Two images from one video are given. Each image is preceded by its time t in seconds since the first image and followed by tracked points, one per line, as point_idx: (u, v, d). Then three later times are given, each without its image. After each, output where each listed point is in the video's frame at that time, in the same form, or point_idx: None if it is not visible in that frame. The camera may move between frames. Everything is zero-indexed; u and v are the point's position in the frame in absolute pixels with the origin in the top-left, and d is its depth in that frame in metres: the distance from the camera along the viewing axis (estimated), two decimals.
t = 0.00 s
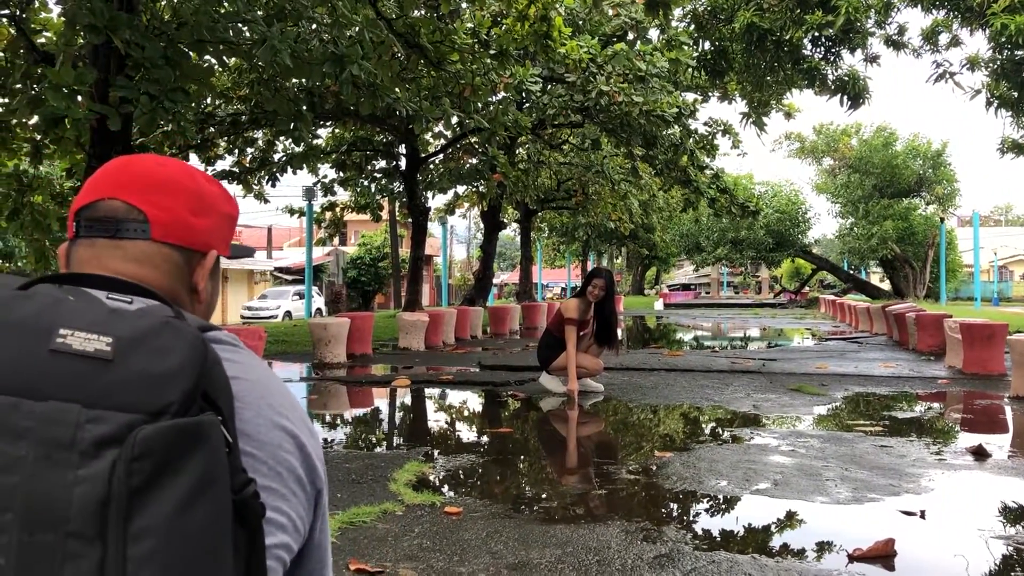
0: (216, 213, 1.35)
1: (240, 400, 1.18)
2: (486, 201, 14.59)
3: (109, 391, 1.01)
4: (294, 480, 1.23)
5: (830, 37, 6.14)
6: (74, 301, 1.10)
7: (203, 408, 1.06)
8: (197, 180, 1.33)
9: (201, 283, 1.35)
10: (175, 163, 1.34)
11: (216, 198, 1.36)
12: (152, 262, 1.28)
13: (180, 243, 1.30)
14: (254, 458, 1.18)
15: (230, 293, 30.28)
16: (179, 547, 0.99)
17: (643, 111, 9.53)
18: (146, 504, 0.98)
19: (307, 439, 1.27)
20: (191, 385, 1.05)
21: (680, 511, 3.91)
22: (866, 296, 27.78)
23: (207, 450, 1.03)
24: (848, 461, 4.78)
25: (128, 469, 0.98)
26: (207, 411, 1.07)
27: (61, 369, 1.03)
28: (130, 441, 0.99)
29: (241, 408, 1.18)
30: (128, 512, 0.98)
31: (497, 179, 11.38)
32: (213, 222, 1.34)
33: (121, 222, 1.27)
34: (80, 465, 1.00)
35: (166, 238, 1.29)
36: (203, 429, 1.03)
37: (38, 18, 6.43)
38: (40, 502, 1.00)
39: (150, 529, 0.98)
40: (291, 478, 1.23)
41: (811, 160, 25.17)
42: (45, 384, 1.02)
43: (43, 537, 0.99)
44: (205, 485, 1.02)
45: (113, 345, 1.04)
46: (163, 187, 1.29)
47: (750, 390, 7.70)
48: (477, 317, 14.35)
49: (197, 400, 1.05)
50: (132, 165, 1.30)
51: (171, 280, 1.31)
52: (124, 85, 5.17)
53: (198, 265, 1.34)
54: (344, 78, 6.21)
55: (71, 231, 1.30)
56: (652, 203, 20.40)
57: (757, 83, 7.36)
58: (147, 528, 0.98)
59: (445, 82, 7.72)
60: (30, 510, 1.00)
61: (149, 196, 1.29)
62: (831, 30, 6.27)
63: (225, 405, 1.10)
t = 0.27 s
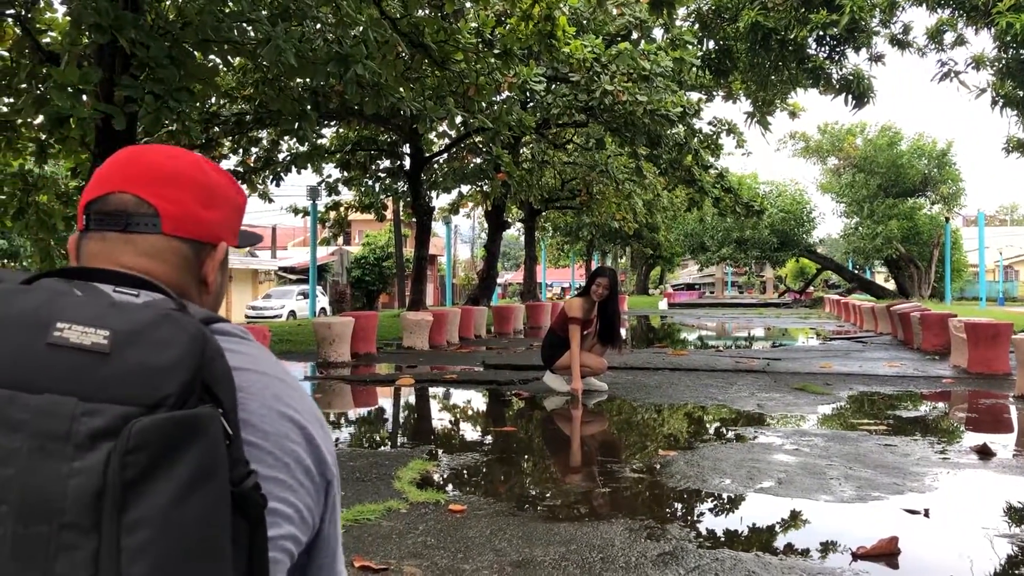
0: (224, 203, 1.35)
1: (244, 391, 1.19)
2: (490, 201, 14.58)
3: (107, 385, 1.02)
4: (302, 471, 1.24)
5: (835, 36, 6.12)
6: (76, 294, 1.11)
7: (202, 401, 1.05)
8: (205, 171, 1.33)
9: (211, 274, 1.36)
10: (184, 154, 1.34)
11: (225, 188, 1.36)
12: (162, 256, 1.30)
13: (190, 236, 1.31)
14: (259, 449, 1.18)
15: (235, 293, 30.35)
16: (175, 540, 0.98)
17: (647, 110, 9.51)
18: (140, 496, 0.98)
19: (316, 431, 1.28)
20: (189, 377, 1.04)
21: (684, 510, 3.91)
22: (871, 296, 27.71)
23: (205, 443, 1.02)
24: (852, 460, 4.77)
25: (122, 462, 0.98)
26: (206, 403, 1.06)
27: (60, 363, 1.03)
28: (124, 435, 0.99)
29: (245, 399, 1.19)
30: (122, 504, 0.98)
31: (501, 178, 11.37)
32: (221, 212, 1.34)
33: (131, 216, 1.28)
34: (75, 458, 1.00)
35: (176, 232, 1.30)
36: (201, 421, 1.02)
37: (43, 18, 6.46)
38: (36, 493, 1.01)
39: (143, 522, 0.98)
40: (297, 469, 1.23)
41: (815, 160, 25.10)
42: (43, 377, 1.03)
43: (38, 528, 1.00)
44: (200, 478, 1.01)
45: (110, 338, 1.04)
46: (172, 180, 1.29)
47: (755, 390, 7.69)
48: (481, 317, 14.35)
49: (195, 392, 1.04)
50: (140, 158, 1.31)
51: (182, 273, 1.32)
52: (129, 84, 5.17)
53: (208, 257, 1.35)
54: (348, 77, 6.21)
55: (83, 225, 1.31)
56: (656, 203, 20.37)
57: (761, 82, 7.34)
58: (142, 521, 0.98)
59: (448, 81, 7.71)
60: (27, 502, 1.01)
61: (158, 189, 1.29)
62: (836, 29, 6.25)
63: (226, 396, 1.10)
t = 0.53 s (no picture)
0: (214, 181, 1.34)
1: (217, 379, 1.20)
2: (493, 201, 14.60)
3: (47, 392, 1.02)
4: (287, 455, 1.24)
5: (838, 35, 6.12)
6: (20, 299, 1.11)
7: (148, 401, 1.05)
8: (193, 148, 1.32)
9: (204, 252, 1.36)
10: (169, 130, 1.32)
11: (213, 163, 1.35)
12: (153, 239, 1.30)
13: (181, 217, 1.31)
14: (232, 438, 1.19)
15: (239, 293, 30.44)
16: (115, 548, 0.99)
17: (651, 110, 9.52)
18: (78, 508, 0.99)
19: (308, 412, 1.27)
20: (130, 381, 1.03)
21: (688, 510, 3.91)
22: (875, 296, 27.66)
23: (147, 447, 1.02)
24: (855, 460, 4.77)
25: (56, 475, 0.98)
26: (152, 403, 1.05)
27: None
28: (57, 447, 0.99)
29: (216, 387, 1.19)
30: (58, 517, 0.99)
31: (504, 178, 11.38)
32: (211, 191, 1.34)
33: (119, 200, 1.28)
34: (8, 471, 1.00)
35: (166, 214, 1.30)
36: (142, 426, 1.02)
37: (48, 18, 6.47)
38: None
39: (84, 531, 0.98)
40: (279, 455, 1.23)
41: (819, 160, 25.07)
42: None
43: None
44: (146, 483, 1.01)
45: (47, 346, 1.04)
46: (160, 161, 1.28)
47: (758, 390, 7.68)
48: (484, 317, 14.35)
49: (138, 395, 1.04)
50: (125, 138, 1.29)
51: (175, 254, 1.33)
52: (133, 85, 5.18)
53: (200, 236, 1.35)
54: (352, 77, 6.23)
55: (70, 207, 1.31)
56: (660, 203, 20.37)
57: (765, 82, 7.33)
58: (80, 533, 0.98)
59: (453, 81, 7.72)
60: None
61: (146, 171, 1.28)
62: (840, 29, 6.24)
63: (176, 395, 1.10)
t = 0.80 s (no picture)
0: (203, 168, 1.31)
1: (193, 375, 1.19)
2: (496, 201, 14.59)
3: (5, 406, 0.97)
4: (272, 447, 1.24)
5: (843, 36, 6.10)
6: None
7: (113, 410, 1.02)
8: (181, 133, 1.28)
9: (195, 241, 1.33)
10: (156, 116, 1.28)
11: (202, 149, 1.31)
12: (141, 230, 1.26)
13: (169, 206, 1.27)
14: (213, 435, 1.19)
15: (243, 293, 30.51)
16: (83, 563, 0.96)
17: (654, 110, 9.52)
18: (40, 525, 0.95)
19: (294, 402, 1.25)
20: (95, 389, 1.00)
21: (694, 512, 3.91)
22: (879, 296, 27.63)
23: (114, 457, 0.99)
24: (860, 462, 4.77)
25: (15, 493, 0.94)
26: (118, 410, 1.02)
27: None
28: (15, 463, 0.94)
29: (193, 384, 1.19)
30: (20, 537, 0.94)
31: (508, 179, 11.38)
32: (200, 179, 1.30)
33: (105, 190, 1.24)
34: None
35: (154, 203, 1.26)
36: (107, 435, 0.98)
37: (54, 19, 6.49)
38: None
39: (50, 548, 0.94)
40: (264, 448, 1.23)
41: (823, 159, 25.02)
42: None
43: None
44: (114, 492, 0.99)
45: (6, 357, 1.00)
46: (147, 149, 1.24)
47: (762, 391, 7.68)
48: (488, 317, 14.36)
49: (104, 403, 1.01)
50: (110, 128, 1.25)
51: (164, 244, 1.29)
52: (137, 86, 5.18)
53: (191, 225, 1.32)
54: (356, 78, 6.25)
55: (55, 199, 1.27)
56: (663, 203, 20.36)
57: (768, 82, 7.33)
58: (44, 551, 0.94)
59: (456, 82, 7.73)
60: None
61: (132, 159, 1.24)
62: (844, 30, 6.22)
63: (146, 398, 1.07)
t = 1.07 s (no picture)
0: (198, 164, 1.29)
1: (197, 383, 1.16)
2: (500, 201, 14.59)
3: None
4: (274, 455, 1.23)
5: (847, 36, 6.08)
6: None
7: (106, 426, 1.01)
8: (177, 130, 1.27)
9: (189, 239, 1.32)
10: (153, 112, 1.28)
11: (200, 147, 1.30)
12: (134, 230, 1.26)
13: (163, 203, 1.27)
14: (213, 444, 1.17)
15: (246, 293, 30.57)
16: None
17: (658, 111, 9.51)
18: (33, 548, 0.95)
19: (300, 411, 1.25)
20: (86, 408, 1.00)
21: (698, 513, 3.91)
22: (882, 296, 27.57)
23: (107, 476, 0.99)
24: (864, 463, 4.76)
25: (8, 516, 0.94)
26: (111, 427, 1.02)
27: None
28: (9, 484, 0.95)
29: (196, 391, 1.16)
30: (16, 559, 0.95)
31: (511, 179, 11.37)
32: (194, 174, 1.29)
33: (98, 187, 1.24)
34: None
35: (148, 201, 1.26)
36: (99, 454, 0.98)
37: (57, 19, 6.51)
38: None
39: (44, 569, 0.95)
40: (267, 456, 1.22)
41: (826, 159, 24.97)
42: None
43: None
44: (109, 512, 0.99)
45: None
46: (141, 146, 1.23)
47: (765, 391, 7.67)
48: (491, 317, 14.36)
49: (97, 420, 1.01)
50: (104, 124, 1.24)
51: (158, 244, 1.28)
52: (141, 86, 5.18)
53: (186, 223, 1.31)
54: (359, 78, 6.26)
55: (50, 196, 1.27)
56: (666, 203, 20.34)
57: (772, 82, 7.31)
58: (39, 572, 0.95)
59: (460, 82, 7.74)
60: None
61: (125, 156, 1.23)
62: (848, 30, 6.21)
63: (141, 411, 1.06)
